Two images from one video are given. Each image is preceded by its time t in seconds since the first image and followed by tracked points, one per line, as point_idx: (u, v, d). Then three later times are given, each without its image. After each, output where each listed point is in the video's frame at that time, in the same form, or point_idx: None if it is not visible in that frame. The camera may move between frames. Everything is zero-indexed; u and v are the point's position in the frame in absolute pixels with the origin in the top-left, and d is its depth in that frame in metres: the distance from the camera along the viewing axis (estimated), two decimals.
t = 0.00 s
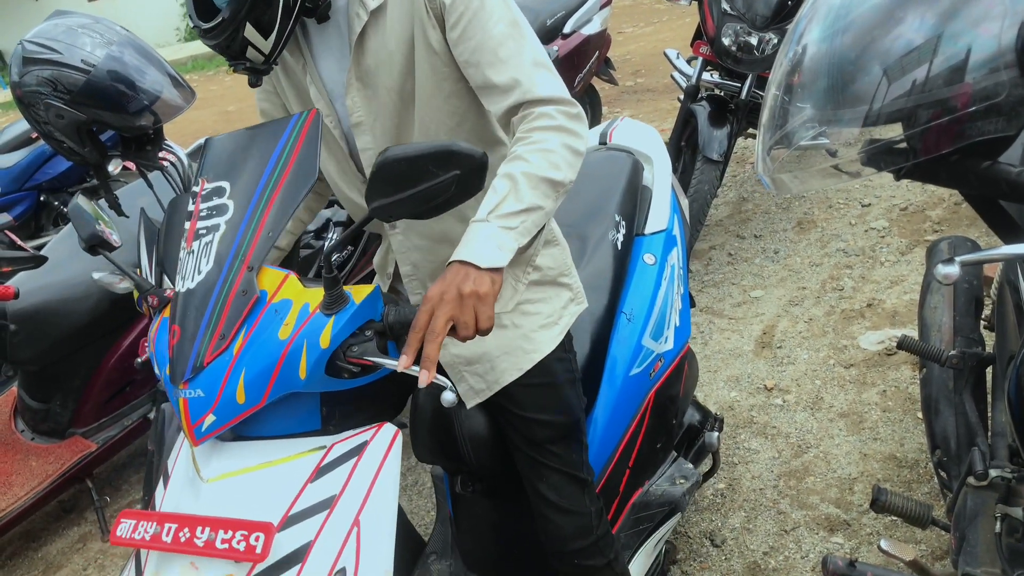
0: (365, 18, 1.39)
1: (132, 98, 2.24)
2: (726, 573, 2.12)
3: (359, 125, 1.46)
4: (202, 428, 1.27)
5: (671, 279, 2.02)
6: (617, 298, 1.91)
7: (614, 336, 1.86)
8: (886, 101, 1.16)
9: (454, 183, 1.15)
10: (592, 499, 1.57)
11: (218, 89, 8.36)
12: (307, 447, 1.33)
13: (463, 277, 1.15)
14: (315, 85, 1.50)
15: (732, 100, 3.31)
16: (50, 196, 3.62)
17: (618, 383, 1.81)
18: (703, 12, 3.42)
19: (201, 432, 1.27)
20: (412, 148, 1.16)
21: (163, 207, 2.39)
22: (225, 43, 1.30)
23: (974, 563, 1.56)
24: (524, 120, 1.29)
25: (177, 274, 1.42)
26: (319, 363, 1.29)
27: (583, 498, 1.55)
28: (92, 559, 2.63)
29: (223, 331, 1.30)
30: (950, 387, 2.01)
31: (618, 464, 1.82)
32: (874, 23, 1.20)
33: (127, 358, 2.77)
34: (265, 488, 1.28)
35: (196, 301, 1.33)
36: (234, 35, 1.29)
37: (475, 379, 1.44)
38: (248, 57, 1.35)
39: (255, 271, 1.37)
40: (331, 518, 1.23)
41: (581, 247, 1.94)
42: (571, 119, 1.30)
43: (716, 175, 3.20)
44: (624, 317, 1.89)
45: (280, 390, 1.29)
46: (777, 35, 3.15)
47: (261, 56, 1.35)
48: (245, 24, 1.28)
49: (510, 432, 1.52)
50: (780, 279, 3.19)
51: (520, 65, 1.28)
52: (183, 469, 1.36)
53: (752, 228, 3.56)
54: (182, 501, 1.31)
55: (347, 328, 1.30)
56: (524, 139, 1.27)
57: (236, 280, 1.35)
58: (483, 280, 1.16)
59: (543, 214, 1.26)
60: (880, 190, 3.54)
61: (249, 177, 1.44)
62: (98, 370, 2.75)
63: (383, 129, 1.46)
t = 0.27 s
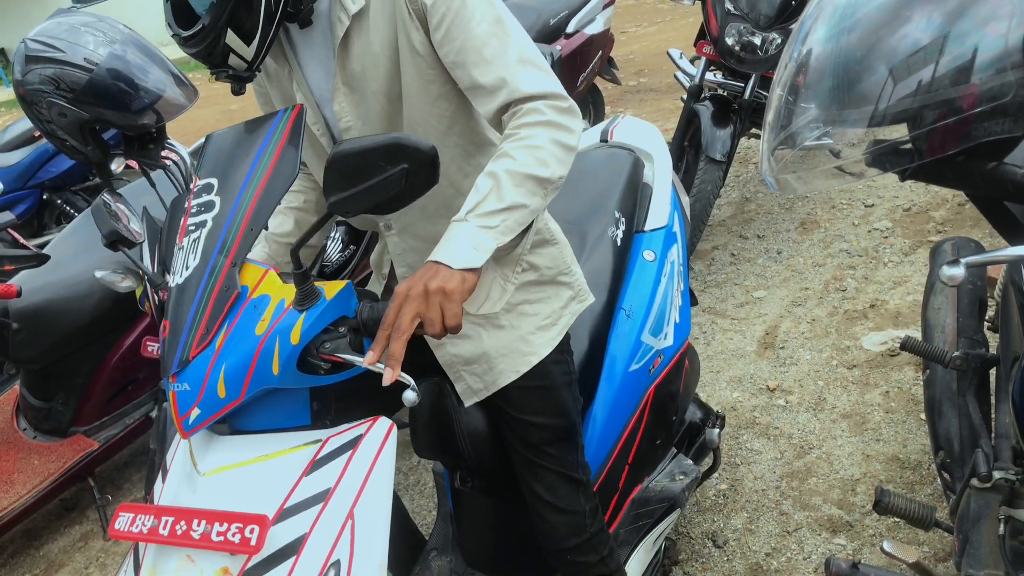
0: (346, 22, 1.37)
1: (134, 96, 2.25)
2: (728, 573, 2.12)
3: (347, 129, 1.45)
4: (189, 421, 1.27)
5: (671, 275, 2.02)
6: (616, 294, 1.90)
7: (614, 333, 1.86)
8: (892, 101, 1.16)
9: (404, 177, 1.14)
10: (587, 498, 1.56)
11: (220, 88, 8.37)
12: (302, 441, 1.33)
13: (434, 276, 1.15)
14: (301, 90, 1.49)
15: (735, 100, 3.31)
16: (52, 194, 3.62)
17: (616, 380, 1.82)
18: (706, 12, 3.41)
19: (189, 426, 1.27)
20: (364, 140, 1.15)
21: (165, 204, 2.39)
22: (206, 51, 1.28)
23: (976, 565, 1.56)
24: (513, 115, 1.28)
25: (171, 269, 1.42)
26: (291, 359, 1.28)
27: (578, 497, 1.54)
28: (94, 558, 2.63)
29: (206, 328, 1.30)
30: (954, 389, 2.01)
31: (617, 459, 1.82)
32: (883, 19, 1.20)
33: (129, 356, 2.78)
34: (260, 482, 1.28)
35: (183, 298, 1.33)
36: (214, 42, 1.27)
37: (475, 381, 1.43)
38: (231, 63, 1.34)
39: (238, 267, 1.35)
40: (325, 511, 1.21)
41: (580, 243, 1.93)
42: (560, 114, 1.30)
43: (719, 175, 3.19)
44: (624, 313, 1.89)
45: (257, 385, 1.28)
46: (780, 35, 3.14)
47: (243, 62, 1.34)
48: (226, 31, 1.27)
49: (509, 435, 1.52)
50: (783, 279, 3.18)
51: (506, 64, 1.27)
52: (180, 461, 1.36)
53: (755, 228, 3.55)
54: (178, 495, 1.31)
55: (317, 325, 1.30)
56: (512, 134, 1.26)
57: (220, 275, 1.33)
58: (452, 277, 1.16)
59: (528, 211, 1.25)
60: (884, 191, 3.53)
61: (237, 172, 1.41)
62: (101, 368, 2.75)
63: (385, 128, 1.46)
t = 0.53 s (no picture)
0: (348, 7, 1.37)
1: (138, 96, 2.25)
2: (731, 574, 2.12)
3: (349, 116, 1.45)
4: (157, 431, 1.28)
5: (666, 290, 2.01)
6: (611, 309, 1.90)
7: (608, 348, 1.86)
8: (897, 102, 1.16)
9: (359, 175, 1.13)
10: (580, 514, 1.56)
11: (223, 87, 8.37)
12: (278, 456, 1.33)
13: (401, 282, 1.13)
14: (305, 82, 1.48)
15: (739, 99, 3.31)
16: (55, 193, 3.63)
17: (610, 397, 1.81)
18: (709, 11, 3.41)
19: (157, 435, 1.28)
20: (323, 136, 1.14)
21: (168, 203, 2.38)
22: (218, 27, 1.27)
23: (981, 567, 1.57)
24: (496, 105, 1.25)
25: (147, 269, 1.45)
26: (255, 366, 1.28)
27: (570, 513, 1.54)
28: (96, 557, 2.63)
29: (174, 334, 1.32)
30: (957, 390, 2.01)
31: (610, 478, 1.81)
32: (890, 18, 1.19)
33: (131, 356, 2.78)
34: (232, 495, 1.28)
35: (154, 301, 1.36)
36: (226, 16, 1.26)
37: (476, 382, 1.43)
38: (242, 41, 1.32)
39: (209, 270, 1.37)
40: (303, 528, 1.21)
41: (575, 256, 1.93)
42: (546, 106, 1.25)
43: (722, 175, 3.19)
44: (618, 329, 1.88)
45: (222, 393, 1.28)
46: (784, 34, 3.14)
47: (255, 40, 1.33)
48: (239, 5, 1.26)
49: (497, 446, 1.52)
50: (786, 279, 3.17)
51: (494, 51, 1.25)
52: (155, 476, 1.37)
53: (758, 228, 3.55)
54: (153, 508, 1.32)
55: (282, 332, 1.29)
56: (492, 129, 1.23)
57: (190, 280, 1.35)
58: (418, 282, 1.13)
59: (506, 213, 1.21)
60: (887, 191, 3.52)
61: (213, 172, 1.42)
62: (103, 367, 2.75)
63: (388, 128, 1.46)
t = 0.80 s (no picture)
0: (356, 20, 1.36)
1: (143, 97, 2.25)
2: None
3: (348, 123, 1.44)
4: (172, 416, 1.28)
5: (679, 293, 2.01)
6: (623, 311, 1.90)
7: (620, 349, 1.86)
8: (905, 107, 1.16)
9: (389, 162, 1.14)
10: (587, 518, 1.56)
11: (227, 87, 8.38)
12: (294, 443, 1.33)
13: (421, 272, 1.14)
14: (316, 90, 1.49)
15: (743, 100, 3.30)
16: (60, 194, 3.64)
17: (621, 399, 1.80)
18: (714, 12, 3.40)
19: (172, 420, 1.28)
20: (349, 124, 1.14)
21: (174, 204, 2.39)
22: (226, 44, 1.28)
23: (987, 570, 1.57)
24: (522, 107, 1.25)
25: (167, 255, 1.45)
26: (274, 354, 1.28)
27: (579, 517, 1.54)
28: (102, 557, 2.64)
29: (193, 320, 1.33)
30: (963, 392, 2.00)
31: (619, 479, 1.81)
32: (896, 24, 1.19)
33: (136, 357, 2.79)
34: (245, 482, 1.28)
35: (174, 286, 1.37)
36: (234, 34, 1.27)
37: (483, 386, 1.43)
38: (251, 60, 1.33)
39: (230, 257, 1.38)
40: (314, 516, 1.22)
41: (588, 258, 1.93)
42: (574, 106, 1.26)
43: (727, 176, 3.18)
44: (630, 331, 1.88)
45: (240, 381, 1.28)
46: (788, 36, 3.13)
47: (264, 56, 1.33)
48: (245, 23, 1.27)
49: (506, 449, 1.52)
50: (791, 280, 3.17)
51: (515, 60, 1.24)
52: (167, 461, 1.37)
53: (763, 229, 3.54)
54: (164, 492, 1.32)
55: (302, 318, 1.29)
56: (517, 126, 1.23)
57: (210, 266, 1.36)
58: (439, 272, 1.13)
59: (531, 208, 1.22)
60: (892, 192, 3.52)
61: (234, 162, 1.42)
62: (108, 368, 2.76)
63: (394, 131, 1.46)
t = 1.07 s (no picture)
0: (384, 21, 1.38)
1: (156, 104, 2.28)
2: None
3: (383, 128, 1.46)
4: (193, 436, 1.29)
5: (690, 298, 2.01)
6: (635, 317, 1.90)
7: (633, 355, 1.86)
8: (918, 116, 1.16)
9: (398, 186, 1.14)
10: (603, 525, 1.55)
11: (237, 91, 8.42)
12: (316, 461, 1.34)
13: (436, 293, 1.14)
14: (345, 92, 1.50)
15: (753, 104, 3.30)
16: (73, 198, 3.67)
17: (635, 405, 1.80)
18: (724, 16, 3.41)
19: (192, 440, 1.29)
20: (359, 147, 1.15)
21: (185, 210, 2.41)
22: (258, 47, 1.32)
23: None
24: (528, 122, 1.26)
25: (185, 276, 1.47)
26: (290, 375, 1.31)
27: (595, 525, 1.54)
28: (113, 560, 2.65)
29: (211, 341, 1.33)
30: (975, 398, 1.99)
31: (634, 486, 1.81)
32: (910, 34, 1.19)
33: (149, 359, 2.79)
34: (268, 501, 1.29)
35: (191, 307, 1.38)
36: (264, 38, 1.31)
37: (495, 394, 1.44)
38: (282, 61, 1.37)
39: (247, 278, 1.39)
40: (340, 534, 1.22)
41: (599, 264, 1.93)
42: (576, 123, 1.25)
43: (737, 180, 3.18)
44: (643, 337, 1.88)
45: (258, 400, 1.31)
46: (799, 40, 3.13)
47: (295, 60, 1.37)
48: (275, 27, 1.30)
49: (521, 451, 1.52)
50: (802, 285, 3.17)
51: (525, 67, 1.25)
52: (190, 479, 1.38)
53: (773, 233, 3.54)
54: (188, 510, 1.33)
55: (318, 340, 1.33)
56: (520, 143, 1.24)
57: (227, 287, 1.37)
58: (454, 293, 1.14)
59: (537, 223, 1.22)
60: (903, 196, 3.50)
61: (250, 183, 1.44)
62: (121, 370, 2.77)
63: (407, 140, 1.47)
